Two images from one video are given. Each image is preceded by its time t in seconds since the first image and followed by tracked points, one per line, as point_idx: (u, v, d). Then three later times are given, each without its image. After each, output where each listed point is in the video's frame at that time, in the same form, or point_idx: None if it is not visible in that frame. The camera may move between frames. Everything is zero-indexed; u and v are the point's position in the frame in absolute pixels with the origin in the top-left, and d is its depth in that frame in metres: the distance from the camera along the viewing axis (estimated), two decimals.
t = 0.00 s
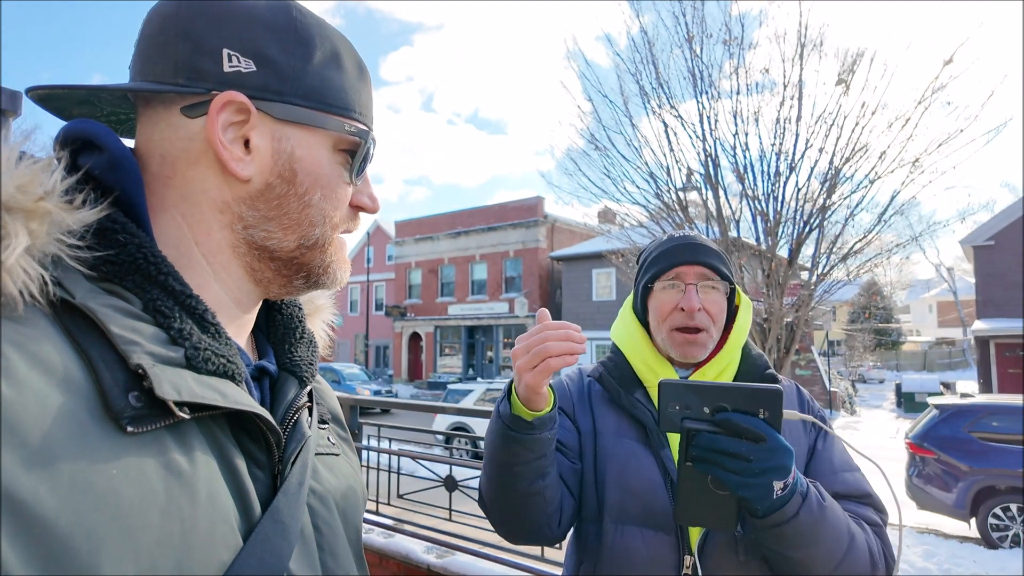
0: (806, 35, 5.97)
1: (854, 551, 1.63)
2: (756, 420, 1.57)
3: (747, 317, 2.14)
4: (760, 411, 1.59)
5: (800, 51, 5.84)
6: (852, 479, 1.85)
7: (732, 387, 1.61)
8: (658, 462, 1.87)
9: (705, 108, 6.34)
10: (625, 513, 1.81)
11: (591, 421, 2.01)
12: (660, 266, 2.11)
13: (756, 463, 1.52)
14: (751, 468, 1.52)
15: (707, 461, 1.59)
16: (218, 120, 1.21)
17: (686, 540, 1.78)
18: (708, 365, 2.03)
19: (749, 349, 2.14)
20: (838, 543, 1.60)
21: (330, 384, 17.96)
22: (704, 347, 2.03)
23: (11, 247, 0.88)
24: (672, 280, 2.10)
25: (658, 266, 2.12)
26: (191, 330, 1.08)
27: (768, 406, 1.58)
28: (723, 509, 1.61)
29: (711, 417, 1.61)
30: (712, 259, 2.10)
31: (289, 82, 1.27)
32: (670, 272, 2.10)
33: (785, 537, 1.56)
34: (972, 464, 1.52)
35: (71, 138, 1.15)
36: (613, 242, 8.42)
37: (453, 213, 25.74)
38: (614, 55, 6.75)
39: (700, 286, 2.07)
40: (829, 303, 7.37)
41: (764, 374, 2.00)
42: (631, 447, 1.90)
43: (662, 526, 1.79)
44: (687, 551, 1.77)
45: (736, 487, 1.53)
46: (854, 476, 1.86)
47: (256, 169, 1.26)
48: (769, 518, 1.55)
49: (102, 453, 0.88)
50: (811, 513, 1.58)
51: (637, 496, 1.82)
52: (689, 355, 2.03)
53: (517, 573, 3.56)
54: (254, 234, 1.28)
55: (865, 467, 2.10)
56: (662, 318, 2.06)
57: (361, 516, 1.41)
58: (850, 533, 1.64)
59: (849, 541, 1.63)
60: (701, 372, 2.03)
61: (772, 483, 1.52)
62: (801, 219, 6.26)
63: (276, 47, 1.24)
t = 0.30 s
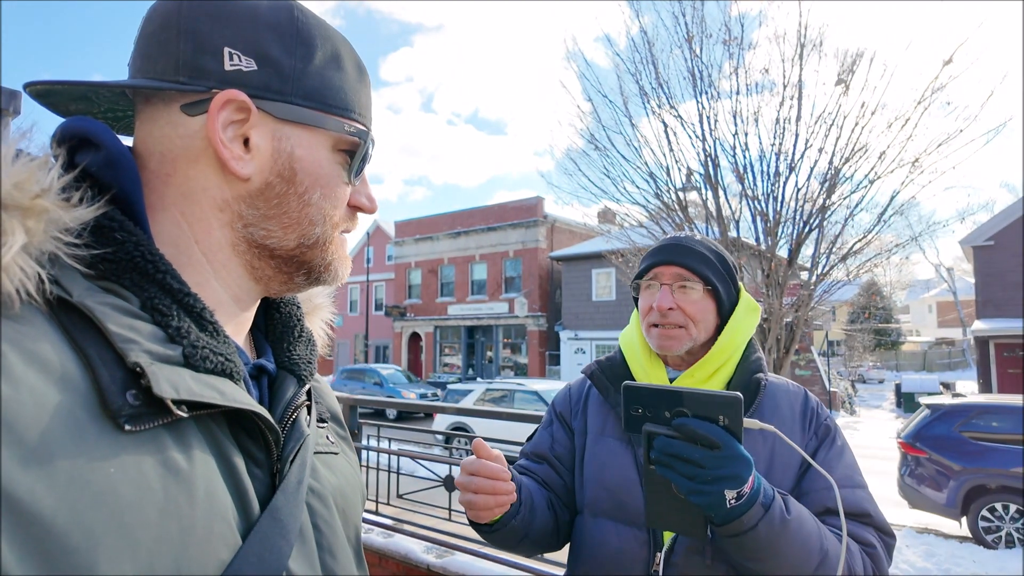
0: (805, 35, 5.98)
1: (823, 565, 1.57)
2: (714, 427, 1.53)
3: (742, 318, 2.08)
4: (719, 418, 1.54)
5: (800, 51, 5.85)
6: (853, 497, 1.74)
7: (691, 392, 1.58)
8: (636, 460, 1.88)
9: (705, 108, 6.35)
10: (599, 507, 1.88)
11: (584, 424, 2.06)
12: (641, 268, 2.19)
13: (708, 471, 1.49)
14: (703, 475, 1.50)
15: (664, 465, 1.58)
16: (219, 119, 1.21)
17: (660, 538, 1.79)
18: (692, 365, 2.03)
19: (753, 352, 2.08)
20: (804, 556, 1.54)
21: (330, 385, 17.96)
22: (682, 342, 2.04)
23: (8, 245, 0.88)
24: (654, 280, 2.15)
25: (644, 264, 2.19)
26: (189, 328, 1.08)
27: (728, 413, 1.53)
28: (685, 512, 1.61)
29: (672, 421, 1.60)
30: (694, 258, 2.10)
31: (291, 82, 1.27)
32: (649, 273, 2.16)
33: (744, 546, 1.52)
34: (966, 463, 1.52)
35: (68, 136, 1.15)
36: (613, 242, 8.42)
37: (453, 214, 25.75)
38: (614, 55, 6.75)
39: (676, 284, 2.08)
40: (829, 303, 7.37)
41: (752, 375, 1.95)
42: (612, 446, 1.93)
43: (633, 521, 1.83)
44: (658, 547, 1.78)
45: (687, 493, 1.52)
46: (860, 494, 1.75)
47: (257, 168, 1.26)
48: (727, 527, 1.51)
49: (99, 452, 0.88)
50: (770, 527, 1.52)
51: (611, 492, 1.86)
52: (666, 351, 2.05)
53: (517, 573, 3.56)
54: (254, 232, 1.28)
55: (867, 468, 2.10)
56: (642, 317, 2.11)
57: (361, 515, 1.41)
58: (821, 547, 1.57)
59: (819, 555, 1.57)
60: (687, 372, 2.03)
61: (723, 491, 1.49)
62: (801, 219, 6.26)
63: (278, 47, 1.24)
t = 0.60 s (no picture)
0: (805, 36, 5.99)
1: (815, 568, 1.56)
2: (702, 428, 1.54)
3: (742, 318, 2.08)
4: (707, 420, 1.55)
5: (800, 51, 5.85)
6: (851, 499, 1.73)
7: (679, 393, 1.60)
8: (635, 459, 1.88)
9: (705, 108, 6.35)
10: (598, 507, 1.88)
11: (586, 424, 2.06)
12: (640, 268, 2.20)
13: (695, 472, 1.51)
14: (690, 476, 1.51)
15: (655, 466, 1.60)
16: (223, 119, 1.21)
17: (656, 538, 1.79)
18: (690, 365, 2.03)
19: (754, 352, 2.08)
20: (795, 557, 1.54)
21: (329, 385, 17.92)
22: (682, 343, 2.04)
23: (9, 244, 0.88)
24: (652, 281, 2.16)
25: (643, 266, 2.20)
26: (190, 328, 1.08)
27: (716, 414, 1.53)
28: (675, 514, 1.62)
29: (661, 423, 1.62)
30: (693, 259, 2.10)
31: (293, 83, 1.27)
32: (648, 273, 2.18)
33: (734, 548, 1.52)
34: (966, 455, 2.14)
35: (69, 136, 1.15)
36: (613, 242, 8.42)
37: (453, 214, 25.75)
38: (614, 55, 6.74)
39: (674, 284, 2.09)
40: (829, 303, 7.38)
41: (751, 375, 1.95)
42: (611, 445, 1.93)
43: (630, 520, 1.83)
44: (654, 547, 1.77)
45: (675, 494, 1.53)
46: (859, 496, 1.74)
47: (260, 169, 1.26)
48: (717, 529, 1.51)
49: (100, 451, 0.88)
50: (759, 528, 1.51)
51: (610, 492, 1.86)
52: (666, 351, 2.06)
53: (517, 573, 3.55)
54: (257, 232, 1.29)
55: (869, 468, 2.11)
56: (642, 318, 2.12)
57: (361, 515, 1.41)
58: (812, 550, 1.57)
59: (811, 557, 1.56)
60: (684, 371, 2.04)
61: (710, 493, 1.49)
62: (800, 219, 6.26)
63: (281, 47, 1.25)
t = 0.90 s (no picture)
0: (805, 36, 5.99)
1: (832, 561, 1.55)
2: (716, 419, 1.54)
3: (750, 317, 2.08)
4: (721, 410, 1.56)
5: (800, 51, 5.85)
6: (861, 494, 1.74)
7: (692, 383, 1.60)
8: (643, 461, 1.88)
9: (705, 108, 6.35)
10: (607, 510, 1.86)
11: (588, 423, 2.06)
12: (650, 266, 2.19)
13: (711, 463, 1.49)
14: (706, 467, 1.50)
15: (667, 459, 1.58)
16: (221, 120, 1.21)
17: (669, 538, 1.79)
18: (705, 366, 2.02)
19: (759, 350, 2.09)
20: (812, 551, 1.53)
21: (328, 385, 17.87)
22: (694, 344, 2.03)
23: (9, 244, 0.88)
24: (664, 279, 2.15)
25: (652, 264, 2.19)
26: (189, 328, 1.08)
27: (729, 406, 1.55)
28: (689, 509, 1.59)
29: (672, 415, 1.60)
30: (705, 258, 2.10)
31: (293, 84, 1.27)
32: (658, 272, 2.16)
33: (749, 541, 1.51)
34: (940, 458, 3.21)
35: (69, 136, 1.15)
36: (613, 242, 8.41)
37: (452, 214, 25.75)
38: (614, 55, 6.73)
39: (688, 284, 2.08)
40: (829, 303, 7.38)
41: (760, 375, 1.97)
42: (619, 447, 1.93)
43: (640, 524, 1.82)
44: (666, 551, 1.78)
45: (690, 486, 1.51)
46: (868, 491, 1.75)
47: (257, 170, 1.26)
48: (732, 521, 1.51)
49: (100, 451, 0.88)
50: (775, 521, 1.51)
51: (620, 496, 1.85)
52: (680, 352, 2.04)
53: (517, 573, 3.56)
54: (253, 234, 1.28)
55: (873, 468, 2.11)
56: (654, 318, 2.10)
57: (360, 514, 1.41)
58: (829, 542, 1.56)
59: (827, 550, 1.55)
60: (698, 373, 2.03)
61: (726, 484, 1.49)
62: (800, 219, 6.27)
63: (282, 48, 1.25)
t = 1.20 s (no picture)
0: (805, 36, 5.99)
1: None
2: (745, 440, 1.54)
3: (763, 324, 2.09)
4: (751, 432, 1.55)
5: (799, 51, 5.85)
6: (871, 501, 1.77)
7: (716, 404, 1.58)
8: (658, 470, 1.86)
9: (704, 108, 6.35)
10: (620, 522, 1.84)
11: (597, 430, 2.02)
12: (669, 268, 2.15)
13: (742, 487, 1.50)
14: (738, 491, 1.50)
15: (694, 481, 1.58)
16: (170, 102, 1.21)
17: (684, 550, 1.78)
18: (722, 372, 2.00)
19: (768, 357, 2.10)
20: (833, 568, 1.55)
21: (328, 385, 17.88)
22: (715, 349, 2.00)
23: (23, 241, 0.88)
24: (683, 280, 2.11)
25: (669, 267, 2.15)
26: (200, 325, 1.09)
27: (760, 427, 1.54)
28: (712, 531, 1.59)
29: (699, 435, 1.60)
30: (724, 262, 2.09)
31: (229, 49, 1.25)
32: (677, 274, 2.13)
33: (776, 562, 1.54)
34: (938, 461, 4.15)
35: (84, 131, 1.15)
36: (613, 242, 8.39)
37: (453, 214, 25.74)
38: (614, 55, 6.74)
39: (710, 287, 2.07)
40: (828, 303, 7.39)
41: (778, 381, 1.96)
42: (630, 455, 1.91)
43: (656, 535, 1.80)
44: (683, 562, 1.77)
45: (720, 509, 1.52)
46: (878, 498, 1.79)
47: (221, 143, 1.25)
48: (759, 542, 1.53)
49: (113, 448, 0.89)
50: (803, 541, 1.53)
51: (632, 507, 1.83)
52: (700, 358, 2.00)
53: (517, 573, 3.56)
54: (239, 208, 1.27)
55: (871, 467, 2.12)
56: (672, 320, 2.06)
57: (364, 516, 1.40)
58: (848, 558, 1.58)
59: (848, 566, 1.57)
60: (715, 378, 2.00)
61: (757, 508, 1.50)
62: (800, 219, 6.27)
63: (202, 14, 1.22)
